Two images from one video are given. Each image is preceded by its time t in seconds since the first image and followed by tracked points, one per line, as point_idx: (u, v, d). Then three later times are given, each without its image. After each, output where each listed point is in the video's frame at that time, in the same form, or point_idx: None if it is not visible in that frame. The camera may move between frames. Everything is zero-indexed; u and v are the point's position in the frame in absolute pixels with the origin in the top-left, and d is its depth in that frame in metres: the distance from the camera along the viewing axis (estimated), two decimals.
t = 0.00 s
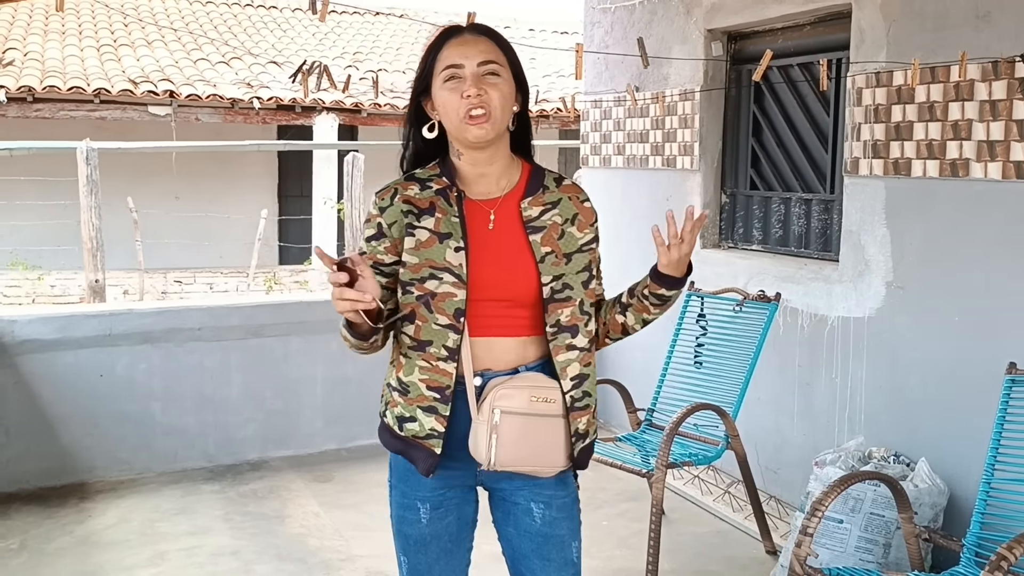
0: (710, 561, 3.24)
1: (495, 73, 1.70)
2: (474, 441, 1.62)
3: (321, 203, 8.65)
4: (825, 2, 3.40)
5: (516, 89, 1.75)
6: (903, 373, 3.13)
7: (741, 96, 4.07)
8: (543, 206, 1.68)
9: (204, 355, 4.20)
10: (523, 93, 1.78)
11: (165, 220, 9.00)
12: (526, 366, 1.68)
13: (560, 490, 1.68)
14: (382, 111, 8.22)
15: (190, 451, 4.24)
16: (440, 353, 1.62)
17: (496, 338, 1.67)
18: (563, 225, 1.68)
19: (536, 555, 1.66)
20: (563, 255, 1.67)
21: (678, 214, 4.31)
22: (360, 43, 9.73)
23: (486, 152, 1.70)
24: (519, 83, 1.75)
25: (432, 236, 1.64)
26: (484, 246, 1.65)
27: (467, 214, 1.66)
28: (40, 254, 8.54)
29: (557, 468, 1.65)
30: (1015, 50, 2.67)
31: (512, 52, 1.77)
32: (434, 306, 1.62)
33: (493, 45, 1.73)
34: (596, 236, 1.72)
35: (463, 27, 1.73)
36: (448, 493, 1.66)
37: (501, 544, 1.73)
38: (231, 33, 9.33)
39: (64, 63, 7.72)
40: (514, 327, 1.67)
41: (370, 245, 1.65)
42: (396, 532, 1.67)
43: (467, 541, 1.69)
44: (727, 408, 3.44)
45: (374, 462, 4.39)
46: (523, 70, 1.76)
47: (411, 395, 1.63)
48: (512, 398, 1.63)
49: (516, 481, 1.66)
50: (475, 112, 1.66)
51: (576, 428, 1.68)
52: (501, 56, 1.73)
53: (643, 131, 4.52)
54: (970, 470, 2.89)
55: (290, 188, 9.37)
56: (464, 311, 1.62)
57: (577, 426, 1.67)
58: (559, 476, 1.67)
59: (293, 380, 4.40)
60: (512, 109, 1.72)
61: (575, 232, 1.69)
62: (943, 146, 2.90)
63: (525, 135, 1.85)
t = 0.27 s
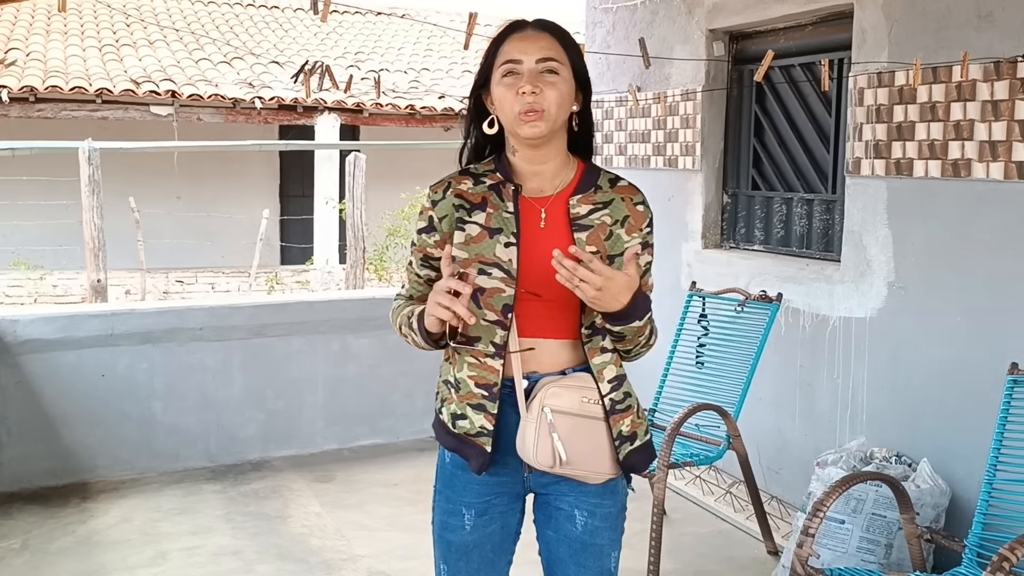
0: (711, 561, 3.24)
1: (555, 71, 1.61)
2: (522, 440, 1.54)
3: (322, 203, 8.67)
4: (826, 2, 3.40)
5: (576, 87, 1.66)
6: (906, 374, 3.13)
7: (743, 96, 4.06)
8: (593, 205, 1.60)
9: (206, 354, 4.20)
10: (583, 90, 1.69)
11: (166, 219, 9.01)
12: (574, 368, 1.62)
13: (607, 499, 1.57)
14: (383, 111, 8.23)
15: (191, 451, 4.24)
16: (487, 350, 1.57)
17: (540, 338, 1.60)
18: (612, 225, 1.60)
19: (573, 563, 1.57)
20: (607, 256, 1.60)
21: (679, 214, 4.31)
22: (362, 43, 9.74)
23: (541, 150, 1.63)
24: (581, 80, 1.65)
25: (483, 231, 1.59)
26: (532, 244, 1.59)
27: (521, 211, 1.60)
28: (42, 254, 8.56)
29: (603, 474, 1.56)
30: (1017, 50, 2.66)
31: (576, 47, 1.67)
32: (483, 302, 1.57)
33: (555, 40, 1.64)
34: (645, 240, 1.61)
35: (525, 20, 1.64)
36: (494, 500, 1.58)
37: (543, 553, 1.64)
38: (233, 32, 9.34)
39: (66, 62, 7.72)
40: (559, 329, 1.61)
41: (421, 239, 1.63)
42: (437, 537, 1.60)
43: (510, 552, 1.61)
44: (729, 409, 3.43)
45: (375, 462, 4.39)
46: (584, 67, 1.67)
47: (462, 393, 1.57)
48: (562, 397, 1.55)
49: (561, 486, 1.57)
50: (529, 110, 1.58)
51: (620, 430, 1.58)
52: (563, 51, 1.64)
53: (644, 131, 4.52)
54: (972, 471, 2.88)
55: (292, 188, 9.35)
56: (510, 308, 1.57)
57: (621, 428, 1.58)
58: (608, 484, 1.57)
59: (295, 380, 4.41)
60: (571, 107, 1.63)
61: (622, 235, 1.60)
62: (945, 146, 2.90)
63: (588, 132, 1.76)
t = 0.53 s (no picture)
0: (712, 561, 3.24)
1: (589, 77, 1.58)
2: (532, 439, 1.53)
3: (322, 203, 8.67)
4: (827, 3, 3.40)
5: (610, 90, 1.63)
6: (906, 374, 3.13)
7: (744, 96, 4.06)
8: (623, 208, 1.55)
9: (207, 354, 4.21)
10: (619, 92, 1.65)
11: (167, 219, 9.02)
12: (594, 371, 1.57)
13: (620, 503, 1.56)
14: (384, 111, 8.23)
15: (192, 451, 4.24)
16: (507, 347, 1.55)
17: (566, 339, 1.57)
18: (642, 228, 1.55)
19: (585, 565, 1.56)
20: (643, 260, 1.53)
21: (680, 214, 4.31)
22: (363, 43, 9.75)
23: (570, 153, 1.60)
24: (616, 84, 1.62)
25: (507, 228, 1.57)
26: (557, 245, 1.56)
27: (547, 211, 1.58)
28: (43, 254, 8.55)
29: (616, 484, 1.53)
30: (1017, 50, 2.66)
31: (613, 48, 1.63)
32: (505, 299, 1.56)
33: (592, 43, 1.60)
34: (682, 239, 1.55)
35: (561, 22, 1.60)
36: (508, 492, 1.58)
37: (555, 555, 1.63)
38: (234, 32, 9.34)
39: (66, 62, 7.72)
40: (587, 331, 1.56)
41: (449, 232, 1.65)
42: (450, 528, 1.60)
43: (522, 551, 1.60)
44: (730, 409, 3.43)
45: (376, 462, 4.39)
46: (621, 68, 1.63)
47: (481, 387, 1.57)
48: (576, 402, 1.52)
49: (574, 487, 1.56)
50: (559, 117, 1.57)
51: (647, 442, 1.53)
52: (599, 55, 1.60)
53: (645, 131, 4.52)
54: (972, 471, 2.88)
55: (293, 188, 9.40)
56: (533, 306, 1.55)
57: (649, 441, 1.53)
58: (622, 490, 1.55)
59: (295, 380, 4.41)
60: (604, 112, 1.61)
61: (655, 236, 1.54)
62: (946, 146, 2.90)
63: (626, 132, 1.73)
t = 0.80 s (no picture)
0: (711, 562, 3.24)
1: (585, 75, 1.57)
2: (529, 443, 1.49)
3: (322, 203, 8.67)
4: (826, 2, 3.39)
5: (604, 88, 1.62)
6: (906, 374, 3.13)
7: (743, 96, 4.06)
8: (619, 210, 1.54)
9: (205, 354, 4.20)
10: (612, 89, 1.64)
11: (166, 219, 9.01)
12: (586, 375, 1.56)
13: (614, 510, 1.53)
14: (383, 111, 8.22)
15: (191, 451, 4.23)
16: (504, 350, 1.52)
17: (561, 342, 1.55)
18: (638, 232, 1.54)
19: (579, 572, 1.53)
20: (637, 264, 1.53)
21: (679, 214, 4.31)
22: (362, 42, 9.74)
23: (567, 152, 1.59)
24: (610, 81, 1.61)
25: (503, 229, 1.54)
26: (554, 246, 1.53)
27: (544, 212, 1.54)
28: (42, 253, 8.54)
29: (613, 490, 1.51)
30: (1017, 50, 2.65)
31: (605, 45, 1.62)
32: (501, 301, 1.51)
33: (585, 40, 1.58)
34: (674, 246, 1.56)
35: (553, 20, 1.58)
36: (498, 500, 1.53)
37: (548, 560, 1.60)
38: (234, 32, 9.33)
39: (65, 62, 7.71)
40: (583, 333, 1.55)
41: (442, 233, 1.58)
42: (441, 535, 1.57)
43: (515, 556, 1.57)
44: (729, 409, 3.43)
45: (374, 462, 4.39)
46: (614, 65, 1.62)
47: (477, 391, 1.52)
48: (576, 404, 1.49)
49: (567, 495, 1.52)
50: (558, 117, 1.56)
51: (653, 441, 1.54)
52: (593, 53, 1.59)
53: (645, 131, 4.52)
54: (972, 471, 2.88)
55: (292, 188, 9.42)
56: (529, 308, 1.51)
57: (654, 439, 1.54)
58: (617, 497, 1.53)
59: (295, 380, 4.40)
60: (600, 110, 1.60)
61: (650, 241, 1.55)
62: (945, 146, 2.89)
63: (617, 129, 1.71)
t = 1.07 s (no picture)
0: (710, 562, 3.23)
1: (580, 69, 1.55)
2: (522, 441, 1.45)
3: (322, 203, 8.67)
4: (826, 2, 3.39)
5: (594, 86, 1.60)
6: (905, 374, 3.12)
7: (743, 95, 4.06)
8: (604, 202, 1.53)
9: (204, 354, 4.20)
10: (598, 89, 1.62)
11: (166, 218, 9.01)
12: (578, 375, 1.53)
13: (605, 511, 1.51)
14: (383, 110, 8.22)
15: (190, 451, 4.23)
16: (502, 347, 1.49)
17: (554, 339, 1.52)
18: (622, 223, 1.53)
19: None
20: (620, 255, 1.52)
21: (679, 214, 4.30)
22: (362, 42, 9.74)
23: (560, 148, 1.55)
24: (599, 79, 1.60)
25: (492, 225, 1.50)
26: (543, 241, 1.51)
27: (532, 207, 1.52)
28: (42, 253, 8.54)
29: (603, 489, 1.47)
30: (1017, 50, 2.65)
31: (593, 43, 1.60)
32: (495, 297, 1.49)
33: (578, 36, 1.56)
34: (659, 238, 1.55)
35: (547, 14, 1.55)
36: (487, 508, 1.50)
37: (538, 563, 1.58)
38: (233, 32, 9.32)
39: (65, 62, 7.71)
40: (575, 330, 1.52)
41: (424, 235, 1.51)
42: (430, 543, 1.53)
43: (505, 560, 1.54)
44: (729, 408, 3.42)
45: (373, 462, 4.38)
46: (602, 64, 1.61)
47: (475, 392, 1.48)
48: (570, 401, 1.44)
49: (558, 499, 1.49)
50: (558, 111, 1.52)
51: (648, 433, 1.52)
52: (585, 49, 1.56)
53: (644, 131, 4.51)
54: (971, 472, 2.88)
55: (292, 188, 9.38)
56: (524, 302, 1.49)
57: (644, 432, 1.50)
58: (607, 497, 1.50)
59: (294, 380, 4.40)
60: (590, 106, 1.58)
61: (633, 232, 1.53)
62: (945, 146, 2.89)
63: (603, 127, 1.67)
